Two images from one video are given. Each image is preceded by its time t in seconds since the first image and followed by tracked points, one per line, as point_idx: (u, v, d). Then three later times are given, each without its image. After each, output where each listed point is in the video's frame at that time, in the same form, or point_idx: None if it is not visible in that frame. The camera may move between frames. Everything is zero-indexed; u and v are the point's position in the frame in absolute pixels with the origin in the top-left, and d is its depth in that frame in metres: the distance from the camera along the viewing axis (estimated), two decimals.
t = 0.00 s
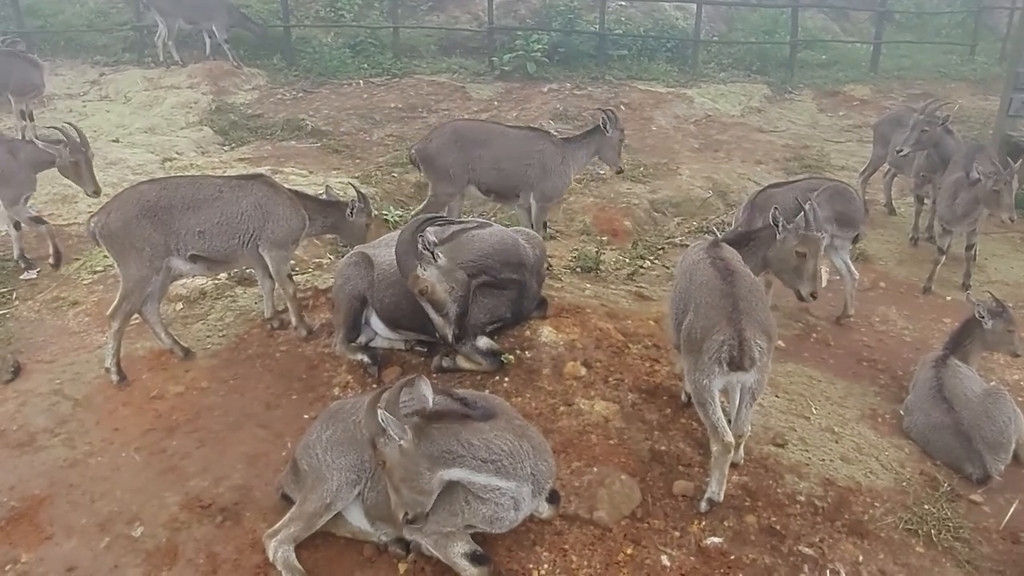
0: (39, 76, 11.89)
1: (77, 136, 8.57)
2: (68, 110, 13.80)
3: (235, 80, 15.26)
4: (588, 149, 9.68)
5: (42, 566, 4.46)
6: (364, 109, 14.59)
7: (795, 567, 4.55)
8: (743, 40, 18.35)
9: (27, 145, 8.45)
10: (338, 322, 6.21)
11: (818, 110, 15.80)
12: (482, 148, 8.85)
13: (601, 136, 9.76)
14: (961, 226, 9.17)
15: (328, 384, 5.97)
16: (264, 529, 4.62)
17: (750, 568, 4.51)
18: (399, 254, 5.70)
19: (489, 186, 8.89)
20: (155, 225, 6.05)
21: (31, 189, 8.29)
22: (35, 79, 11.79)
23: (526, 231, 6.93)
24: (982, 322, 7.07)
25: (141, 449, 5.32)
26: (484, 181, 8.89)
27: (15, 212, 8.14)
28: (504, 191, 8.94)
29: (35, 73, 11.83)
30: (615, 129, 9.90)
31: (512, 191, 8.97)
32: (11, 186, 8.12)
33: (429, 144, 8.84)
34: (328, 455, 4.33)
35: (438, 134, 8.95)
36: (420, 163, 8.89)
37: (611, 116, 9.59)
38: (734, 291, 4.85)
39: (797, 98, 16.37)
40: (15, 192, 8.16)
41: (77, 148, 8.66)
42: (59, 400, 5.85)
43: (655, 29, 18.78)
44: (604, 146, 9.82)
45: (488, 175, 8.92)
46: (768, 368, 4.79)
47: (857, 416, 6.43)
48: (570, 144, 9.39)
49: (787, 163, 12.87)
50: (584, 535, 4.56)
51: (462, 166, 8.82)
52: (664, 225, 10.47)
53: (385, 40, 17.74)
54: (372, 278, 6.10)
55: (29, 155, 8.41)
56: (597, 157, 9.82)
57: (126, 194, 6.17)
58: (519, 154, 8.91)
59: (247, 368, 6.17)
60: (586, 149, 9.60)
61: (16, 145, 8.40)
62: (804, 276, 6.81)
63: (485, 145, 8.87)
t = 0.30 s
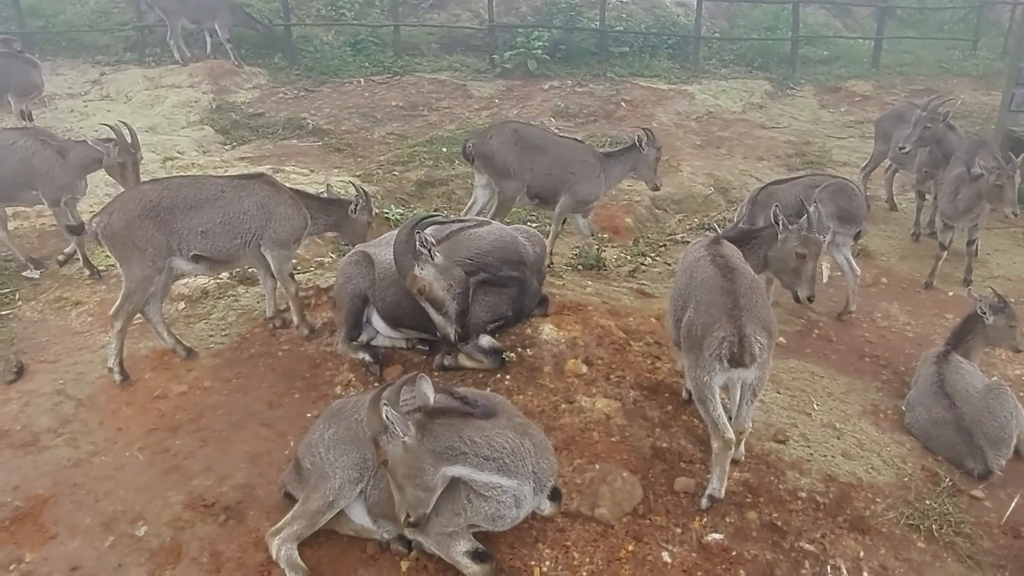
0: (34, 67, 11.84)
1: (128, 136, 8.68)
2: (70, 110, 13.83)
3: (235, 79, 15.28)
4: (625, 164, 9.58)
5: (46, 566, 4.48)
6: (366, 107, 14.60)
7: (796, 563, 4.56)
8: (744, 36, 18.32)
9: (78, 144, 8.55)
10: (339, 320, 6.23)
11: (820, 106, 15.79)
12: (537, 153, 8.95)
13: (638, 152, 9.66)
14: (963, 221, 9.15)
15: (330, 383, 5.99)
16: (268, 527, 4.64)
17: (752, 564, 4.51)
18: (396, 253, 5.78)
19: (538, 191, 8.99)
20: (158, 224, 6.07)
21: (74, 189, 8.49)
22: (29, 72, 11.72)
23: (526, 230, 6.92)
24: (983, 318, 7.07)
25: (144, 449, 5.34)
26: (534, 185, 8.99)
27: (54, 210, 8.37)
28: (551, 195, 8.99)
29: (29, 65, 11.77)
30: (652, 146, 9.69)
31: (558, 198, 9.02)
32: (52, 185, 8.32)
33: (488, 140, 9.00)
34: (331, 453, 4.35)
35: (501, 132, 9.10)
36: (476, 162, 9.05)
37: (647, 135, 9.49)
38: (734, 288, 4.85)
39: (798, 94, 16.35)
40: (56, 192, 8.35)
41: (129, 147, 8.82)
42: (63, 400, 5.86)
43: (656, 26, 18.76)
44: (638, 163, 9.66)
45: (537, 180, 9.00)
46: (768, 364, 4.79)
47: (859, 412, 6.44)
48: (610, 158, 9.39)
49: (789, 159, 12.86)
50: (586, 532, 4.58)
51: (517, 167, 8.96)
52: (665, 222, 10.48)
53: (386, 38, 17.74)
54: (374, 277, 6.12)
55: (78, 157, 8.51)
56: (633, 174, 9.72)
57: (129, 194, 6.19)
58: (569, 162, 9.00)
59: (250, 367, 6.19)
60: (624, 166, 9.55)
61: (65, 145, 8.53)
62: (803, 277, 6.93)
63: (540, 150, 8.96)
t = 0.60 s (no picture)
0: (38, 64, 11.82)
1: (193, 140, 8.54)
2: (80, 109, 13.89)
3: (243, 78, 15.32)
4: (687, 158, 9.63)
5: (64, 560, 4.51)
6: (372, 105, 14.63)
7: (808, 559, 4.57)
8: (750, 33, 18.31)
9: (145, 146, 8.54)
10: (350, 318, 6.27)
11: (827, 103, 15.77)
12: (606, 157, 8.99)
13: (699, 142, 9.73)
14: (974, 218, 9.13)
15: (342, 379, 6.01)
16: (282, 522, 4.66)
17: (764, 560, 4.53)
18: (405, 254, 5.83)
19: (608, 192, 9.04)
20: (170, 223, 6.10)
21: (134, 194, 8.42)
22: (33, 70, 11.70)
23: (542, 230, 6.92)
24: (994, 314, 7.07)
25: (159, 444, 5.37)
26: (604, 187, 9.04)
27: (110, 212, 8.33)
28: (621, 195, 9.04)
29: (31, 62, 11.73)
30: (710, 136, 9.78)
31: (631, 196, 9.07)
32: (113, 186, 8.32)
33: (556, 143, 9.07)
34: (345, 448, 4.37)
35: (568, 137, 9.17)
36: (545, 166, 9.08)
37: (708, 124, 9.60)
38: (746, 285, 4.85)
39: (805, 91, 16.34)
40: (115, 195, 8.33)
41: (196, 153, 8.68)
42: (78, 396, 5.90)
43: (662, 23, 18.74)
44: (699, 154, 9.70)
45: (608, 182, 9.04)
46: (780, 362, 4.79)
47: (869, 409, 6.44)
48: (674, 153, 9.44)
49: (796, 156, 12.85)
50: (598, 527, 4.59)
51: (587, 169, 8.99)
52: (673, 219, 10.51)
53: (392, 36, 17.77)
54: (384, 275, 6.15)
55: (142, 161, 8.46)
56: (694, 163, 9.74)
57: (141, 194, 6.24)
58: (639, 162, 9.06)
59: (262, 364, 6.21)
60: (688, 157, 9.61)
61: (133, 147, 8.53)
62: (824, 265, 6.85)
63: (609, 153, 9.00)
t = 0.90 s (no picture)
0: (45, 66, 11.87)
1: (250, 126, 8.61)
2: (87, 107, 13.93)
3: (250, 76, 15.35)
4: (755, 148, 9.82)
5: (70, 554, 4.52)
6: (378, 104, 14.65)
7: (812, 560, 4.56)
8: (757, 32, 18.27)
9: (200, 136, 8.85)
10: (355, 316, 6.26)
11: (834, 102, 15.73)
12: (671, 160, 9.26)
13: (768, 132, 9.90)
14: (983, 219, 9.11)
15: (346, 377, 6.01)
16: (286, 519, 4.66)
17: (768, 560, 4.51)
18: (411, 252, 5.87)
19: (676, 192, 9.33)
20: (175, 220, 6.10)
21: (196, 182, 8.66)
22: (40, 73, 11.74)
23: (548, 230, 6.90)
24: (1006, 318, 7.00)
25: (164, 440, 5.37)
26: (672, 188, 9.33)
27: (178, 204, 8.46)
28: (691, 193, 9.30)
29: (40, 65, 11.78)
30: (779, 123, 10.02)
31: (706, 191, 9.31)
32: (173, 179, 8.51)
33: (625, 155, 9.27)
34: (349, 446, 4.36)
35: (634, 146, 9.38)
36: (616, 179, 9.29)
37: (777, 112, 9.74)
38: (753, 284, 4.82)
39: (812, 91, 16.29)
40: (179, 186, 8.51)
41: (254, 139, 8.77)
42: (83, 392, 5.91)
43: (669, 23, 18.71)
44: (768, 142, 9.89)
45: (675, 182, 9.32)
46: (787, 362, 4.76)
47: (874, 410, 6.42)
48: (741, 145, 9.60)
49: (803, 156, 12.82)
50: (601, 527, 4.58)
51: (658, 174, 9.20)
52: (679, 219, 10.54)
53: (398, 35, 17.77)
54: (389, 273, 6.15)
55: (197, 151, 8.79)
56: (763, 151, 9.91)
57: (146, 190, 6.23)
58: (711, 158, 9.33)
59: (266, 361, 6.22)
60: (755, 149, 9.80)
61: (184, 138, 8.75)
62: (828, 263, 6.81)
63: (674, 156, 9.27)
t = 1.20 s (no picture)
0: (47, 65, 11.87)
1: (290, 129, 9.15)
2: (87, 104, 13.95)
3: (250, 74, 15.36)
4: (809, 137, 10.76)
5: (64, 552, 4.53)
6: (378, 102, 14.65)
7: (807, 559, 4.55)
8: (758, 31, 18.24)
9: (229, 132, 9.02)
10: (352, 314, 6.28)
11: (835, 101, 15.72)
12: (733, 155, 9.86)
13: (821, 122, 10.82)
14: (982, 218, 9.10)
15: (343, 375, 6.01)
16: (281, 517, 4.66)
17: (762, 559, 4.51)
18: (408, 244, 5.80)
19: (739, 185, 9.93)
20: (168, 218, 6.11)
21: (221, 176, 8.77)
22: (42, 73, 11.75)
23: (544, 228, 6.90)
24: (1006, 317, 6.99)
25: (160, 438, 5.37)
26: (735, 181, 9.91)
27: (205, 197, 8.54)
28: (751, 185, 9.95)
29: (42, 64, 11.79)
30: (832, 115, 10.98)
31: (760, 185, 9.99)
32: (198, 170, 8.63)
33: (687, 159, 9.75)
34: (343, 444, 4.37)
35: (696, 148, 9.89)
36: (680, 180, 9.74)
37: (832, 104, 10.74)
38: (749, 282, 4.81)
39: (814, 89, 16.27)
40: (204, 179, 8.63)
41: (292, 142, 9.25)
42: (80, 390, 5.91)
43: (670, 21, 18.67)
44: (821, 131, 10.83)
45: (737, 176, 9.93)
46: (782, 361, 4.75)
47: (872, 409, 6.42)
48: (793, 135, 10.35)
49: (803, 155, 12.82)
50: (596, 525, 4.58)
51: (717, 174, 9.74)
52: (679, 218, 10.60)
53: (399, 33, 17.75)
54: (387, 271, 6.16)
55: (225, 145, 8.92)
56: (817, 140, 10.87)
57: (139, 188, 6.24)
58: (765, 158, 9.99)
59: (263, 359, 6.22)
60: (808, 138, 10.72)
61: (214, 133, 8.94)
62: (827, 262, 6.82)
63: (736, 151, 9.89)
